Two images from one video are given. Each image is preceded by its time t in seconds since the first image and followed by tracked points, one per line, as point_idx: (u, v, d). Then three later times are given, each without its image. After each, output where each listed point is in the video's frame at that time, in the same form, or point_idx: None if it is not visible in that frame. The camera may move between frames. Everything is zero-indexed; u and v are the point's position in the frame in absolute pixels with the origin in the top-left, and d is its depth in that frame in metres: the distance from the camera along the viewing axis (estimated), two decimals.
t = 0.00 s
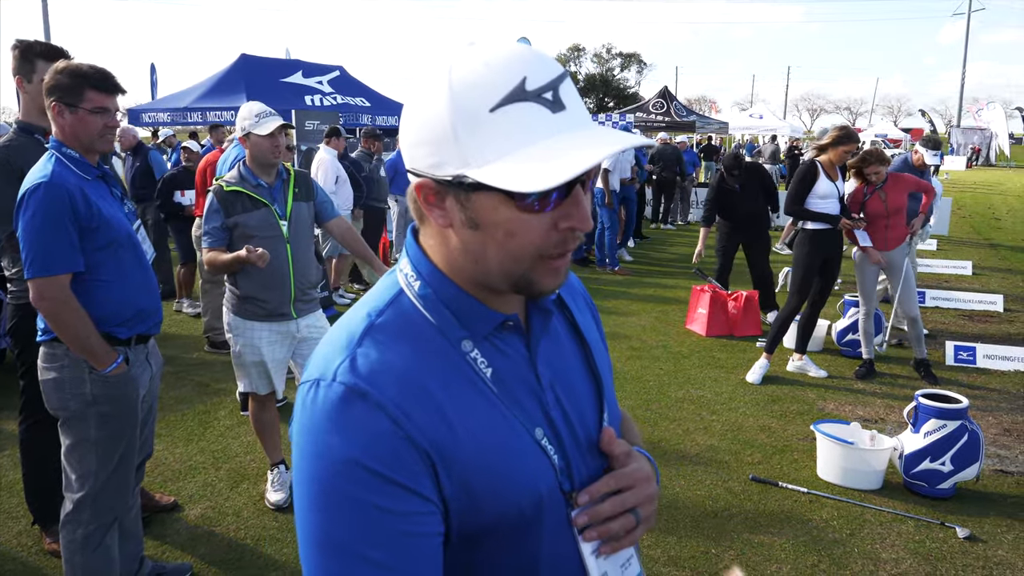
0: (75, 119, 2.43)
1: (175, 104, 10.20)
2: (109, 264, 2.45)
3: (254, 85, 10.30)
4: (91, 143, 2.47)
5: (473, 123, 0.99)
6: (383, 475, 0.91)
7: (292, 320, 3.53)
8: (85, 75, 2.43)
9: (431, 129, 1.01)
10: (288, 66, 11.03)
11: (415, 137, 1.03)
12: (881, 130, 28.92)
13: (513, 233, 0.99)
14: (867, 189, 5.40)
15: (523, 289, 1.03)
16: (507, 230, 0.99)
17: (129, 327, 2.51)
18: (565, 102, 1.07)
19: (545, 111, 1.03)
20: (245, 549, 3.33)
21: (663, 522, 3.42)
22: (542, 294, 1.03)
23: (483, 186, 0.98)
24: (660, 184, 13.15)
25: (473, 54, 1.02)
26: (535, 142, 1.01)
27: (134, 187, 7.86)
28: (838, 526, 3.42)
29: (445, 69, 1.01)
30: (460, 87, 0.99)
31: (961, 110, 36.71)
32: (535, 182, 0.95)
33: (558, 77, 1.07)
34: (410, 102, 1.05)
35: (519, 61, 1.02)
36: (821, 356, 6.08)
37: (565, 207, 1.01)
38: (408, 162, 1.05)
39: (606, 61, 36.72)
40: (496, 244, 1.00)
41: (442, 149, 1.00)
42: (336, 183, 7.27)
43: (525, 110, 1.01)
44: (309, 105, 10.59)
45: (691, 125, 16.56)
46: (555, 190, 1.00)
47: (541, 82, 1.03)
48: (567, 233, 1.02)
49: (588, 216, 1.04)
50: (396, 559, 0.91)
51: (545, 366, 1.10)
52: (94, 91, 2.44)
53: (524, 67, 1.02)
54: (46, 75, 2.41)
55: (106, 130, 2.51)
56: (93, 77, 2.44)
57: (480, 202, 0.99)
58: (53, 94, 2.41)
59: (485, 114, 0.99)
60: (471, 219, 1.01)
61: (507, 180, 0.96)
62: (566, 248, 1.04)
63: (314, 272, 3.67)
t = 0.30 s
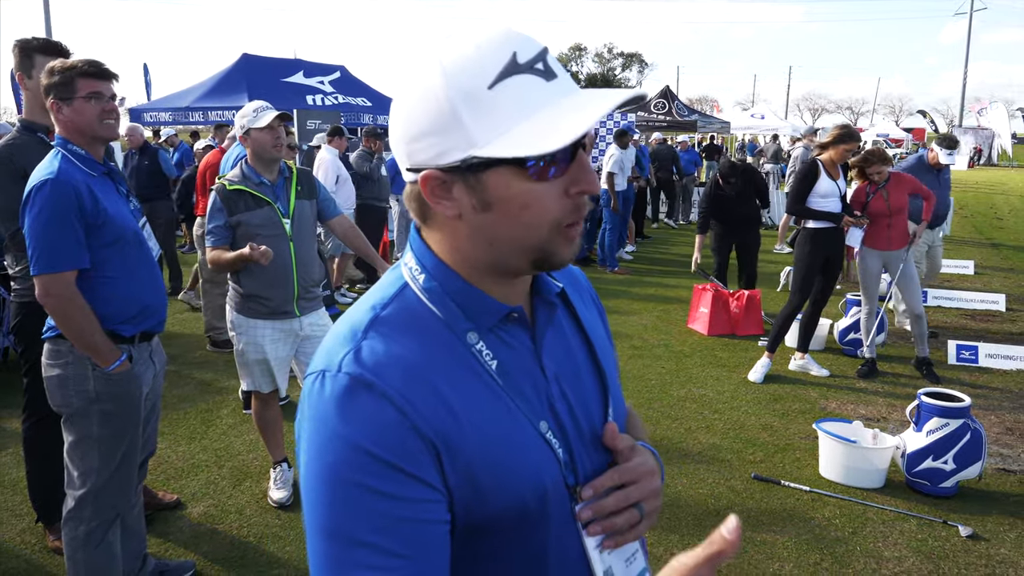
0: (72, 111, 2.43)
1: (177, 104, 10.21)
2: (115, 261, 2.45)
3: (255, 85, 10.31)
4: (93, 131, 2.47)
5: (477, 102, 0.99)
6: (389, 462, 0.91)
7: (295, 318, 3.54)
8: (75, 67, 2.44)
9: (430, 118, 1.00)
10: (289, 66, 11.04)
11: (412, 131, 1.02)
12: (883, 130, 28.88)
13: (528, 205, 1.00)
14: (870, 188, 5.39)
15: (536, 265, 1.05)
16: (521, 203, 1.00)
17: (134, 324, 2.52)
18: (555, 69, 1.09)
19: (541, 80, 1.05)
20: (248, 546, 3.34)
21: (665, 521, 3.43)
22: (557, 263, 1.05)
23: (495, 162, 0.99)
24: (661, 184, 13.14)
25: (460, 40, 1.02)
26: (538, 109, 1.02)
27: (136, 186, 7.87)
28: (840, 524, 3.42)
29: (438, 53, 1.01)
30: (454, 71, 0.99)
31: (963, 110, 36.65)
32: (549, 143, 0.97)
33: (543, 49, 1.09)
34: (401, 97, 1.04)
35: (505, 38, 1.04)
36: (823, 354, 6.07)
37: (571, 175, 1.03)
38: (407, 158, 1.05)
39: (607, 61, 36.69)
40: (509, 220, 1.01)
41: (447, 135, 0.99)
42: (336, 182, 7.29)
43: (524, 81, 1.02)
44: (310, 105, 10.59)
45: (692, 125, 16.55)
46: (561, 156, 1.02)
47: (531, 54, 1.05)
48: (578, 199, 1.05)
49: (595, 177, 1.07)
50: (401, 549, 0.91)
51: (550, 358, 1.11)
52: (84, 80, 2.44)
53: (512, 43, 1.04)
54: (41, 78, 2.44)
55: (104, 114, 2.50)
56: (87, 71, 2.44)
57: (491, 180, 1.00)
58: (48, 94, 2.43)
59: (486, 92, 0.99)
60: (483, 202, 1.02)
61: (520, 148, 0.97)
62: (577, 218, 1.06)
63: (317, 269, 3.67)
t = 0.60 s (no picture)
0: (73, 108, 2.43)
1: (180, 103, 10.20)
2: (118, 257, 2.44)
3: (257, 84, 10.30)
4: (95, 127, 2.46)
5: (488, 98, 0.97)
6: (402, 461, 0.90)
7: (299, 317, 3.52)
8: (73, 64, 2.42)
9: (440, 115, 0.98)
10: (291, 65, 11.03)
11: (421, 128, 1.01)
12: (885, 129, 28.84)
13: (539, 202, 0.99)
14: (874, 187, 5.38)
15: (546, 263, 1.04)
16: (532, 201, 0.99)
17: (139, 322, 2.51)
18: (567, 66, 1.08)
19: (553, 76, 1.04)
20: (252, 545, 3.33)
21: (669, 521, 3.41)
22: (567, 262, 1.04)
23: (506, 159, 0.98)
24: (664, 183, 13.11)
25: (470, 35, 1.00)
26: (551, 106, 1.01)
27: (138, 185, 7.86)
28: (846, 524, 3.41)
29: (449, 47, 1.00)
30: (465, 66, 0.98)
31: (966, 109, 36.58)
32: (562, 141, 0.96)
33: (555, 44, 1.07)
34: (409, 92, 1.03)
35: (516, 33, 1.02)
36: (827, 354, 6.06)
37: (583, 173, 1.02)
38: (416, 154, 1.03)
39: (609, 61, 36.65)
40: (519, 217, 1.00)
41: (457, 131, 0.98)
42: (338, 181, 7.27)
43: (536, 77, 1.01)
44: (313, 104, 10.58)
45: (695, 124, 16.53)
46: (573, 153, 1.01)
47: (543, 49, 1.04)
48: (588, 196, 1.04)
49: (607, 172, 1.06)
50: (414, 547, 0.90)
51: (560, 356, 1.09)
52: (83, 76, 2.43)
53: (523, 38, 1.02)
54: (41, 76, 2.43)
55: (105, 109, 2.49)
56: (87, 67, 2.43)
57: (502, 177, 0.99)
58: (49, 91, 2.42)
59: (498, 87, 0.98)
60: (493, 199, 1.00)
61: (533, 145, 0.96)
62: (587, 214, 1.05)
63: (321, 268, 3.66)
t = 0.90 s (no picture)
0: (80, 108, 2.44)
1: (183, 103, 10.22)
2: (125, 257, 2.45)
3: (260, 84, 10.32)
4: (102, 126, 2.47)
5: (501, 99, 0.98)
6: (415, 459, 0.90)
7: (304, 316, 3.53)
8: (79, 63, 2.43)
9: (452, 115, 0.99)
10: (294, 65, 11.04)
11: (433, 128, 1.02)
12: (887, 130, 28.83)
13: (549, 204, 1.00)
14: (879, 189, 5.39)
15: (556, 264, 1.04)
16: (543, 202, 1.00)
17: (146, 321, 2.52)
18: (579, 68, 1.08)
19: (565, 78, 1.04)
20: (257, 545, 3.34)
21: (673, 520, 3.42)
22: (576, 262, 1.04)
23: (518, 160, 0.98)
24: (666, 184, 13.12)
25: (483, 36, 1.01)
26: (563, 108, 1.02)
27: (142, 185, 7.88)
28: (850, 524, 3.41)
29: (462, 49, 1.00)
30: (478, 68, 0.98)
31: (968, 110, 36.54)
32: (573, 143, 0.97)
33: (567, 46, 1.08)
34: (422, 93, 1.03)
35: (530, 35, 1.03)
36: (830, 354, 6.06)
37: (593, 175, 1.03)
38: (427, 154, 1.04)
39: (612, 61, 36.63)
40: (530, 219, 1.00)
41: (469, 131, 0.99)
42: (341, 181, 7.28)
43: (548, 79, 1.02)
44: (316, 104, 10.60)
45: (697, 124, 16.52)
46: (584, 155, 1.01)
47: (556, 51, 1.04)
48: (598, 198, 1.04)
49: (617, 174, 1.07)
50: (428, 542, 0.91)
51: (569, 354, 1.10)
52: (89, 75, 2.43)
53: (537, 40, 1.03)
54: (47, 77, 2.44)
55: (112, 108, 2.50)
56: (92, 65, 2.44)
57: (513, 178, 0.99)
58: (55, 91, 2.44)
59: (511, 89, 0.98)
60: (504, 200, 1.01)
61: (544, 147, 0.97)
62: (596, 216, 1.05)
63: (326, 268, 3.67)
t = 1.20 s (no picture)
0: (85, 108, 2.45)
1: (185, 103, 10.24)
2: (129, 257, 2.46)
3: (263, 84, 10.33)
4: (107, 125, 2.48)
5: (501, 94, 0.98)
6: (419, 456, 0.91)
7: (307, 316, 3.53)
8: (84, 63, 2.44)
9: (454, 112, 0.99)
10: (297, 65, 11.06)
11: (434, 126, 1.02)
12: (890, 130, 28.76)
13: (553, 198, 1.00)
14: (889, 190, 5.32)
15: (560, 259, 1.04)
16: (546, 196, 1.00)
17: (149, 321, 2.53)
18: (579, 62, 1.09)
19: (564, 72, 1.04)
20: (260, 544, 3.35)
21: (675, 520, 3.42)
22: (580, 256, 1.05)
23: (520, 154, 0.99)
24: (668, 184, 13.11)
25: (484, 33, 1.01)
26: (563, 102, 1.02)
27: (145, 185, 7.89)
28: (853, 524, 3.41)
29: (462, 46, 1.01)
30: (478, 64, 0.99)
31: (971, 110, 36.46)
32: (574, 136, 0.97)
33: (567, 41, 1.08)
34: (422, 91, 1.04)
35: (529, 30, 1.03)
36: (833, 354, 6.05)
37: (595, 168, 1.03)
38: (429, 152, 1.04)
39: (614, 61, 36.62)
40: (534, 213, 1.01)
41: (471, 128, 0.99)
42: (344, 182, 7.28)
43: (548, 73, 1.02)
44: (318, 105, 10.61)
45: (699, 124, 16.51)
46: (585, 148, 1.02)
47: (555, 46, 1.05)
48: (601, 191, 1.04)
49: (620, 167, 1.07)
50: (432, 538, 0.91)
51: (573, 354, 1.11)
52: (94, 75, 2.44)
53: (536, 35, 1.03)
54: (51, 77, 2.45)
55: (117, 108, 2.50)
56: (96, 65, 2.44)
57: (515, 172, 1.00)
58: (60, 91, 2.44)
59: (511, 84, 0.99)
60: (507, 195, 1.01)
61: (545, 140, 0.97)
62: (600, 210, 1.06)
63: (329, 267, 3.68)
